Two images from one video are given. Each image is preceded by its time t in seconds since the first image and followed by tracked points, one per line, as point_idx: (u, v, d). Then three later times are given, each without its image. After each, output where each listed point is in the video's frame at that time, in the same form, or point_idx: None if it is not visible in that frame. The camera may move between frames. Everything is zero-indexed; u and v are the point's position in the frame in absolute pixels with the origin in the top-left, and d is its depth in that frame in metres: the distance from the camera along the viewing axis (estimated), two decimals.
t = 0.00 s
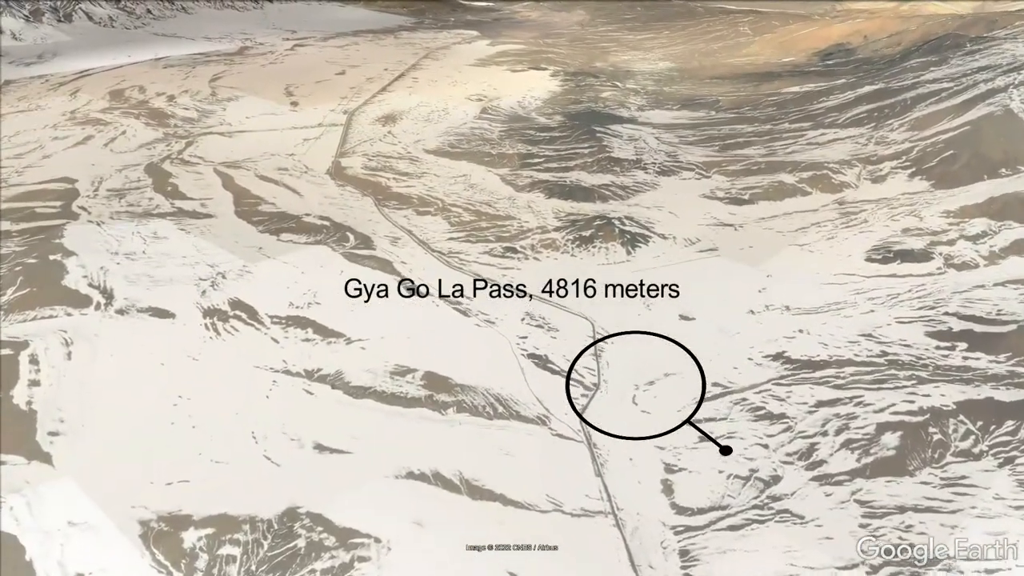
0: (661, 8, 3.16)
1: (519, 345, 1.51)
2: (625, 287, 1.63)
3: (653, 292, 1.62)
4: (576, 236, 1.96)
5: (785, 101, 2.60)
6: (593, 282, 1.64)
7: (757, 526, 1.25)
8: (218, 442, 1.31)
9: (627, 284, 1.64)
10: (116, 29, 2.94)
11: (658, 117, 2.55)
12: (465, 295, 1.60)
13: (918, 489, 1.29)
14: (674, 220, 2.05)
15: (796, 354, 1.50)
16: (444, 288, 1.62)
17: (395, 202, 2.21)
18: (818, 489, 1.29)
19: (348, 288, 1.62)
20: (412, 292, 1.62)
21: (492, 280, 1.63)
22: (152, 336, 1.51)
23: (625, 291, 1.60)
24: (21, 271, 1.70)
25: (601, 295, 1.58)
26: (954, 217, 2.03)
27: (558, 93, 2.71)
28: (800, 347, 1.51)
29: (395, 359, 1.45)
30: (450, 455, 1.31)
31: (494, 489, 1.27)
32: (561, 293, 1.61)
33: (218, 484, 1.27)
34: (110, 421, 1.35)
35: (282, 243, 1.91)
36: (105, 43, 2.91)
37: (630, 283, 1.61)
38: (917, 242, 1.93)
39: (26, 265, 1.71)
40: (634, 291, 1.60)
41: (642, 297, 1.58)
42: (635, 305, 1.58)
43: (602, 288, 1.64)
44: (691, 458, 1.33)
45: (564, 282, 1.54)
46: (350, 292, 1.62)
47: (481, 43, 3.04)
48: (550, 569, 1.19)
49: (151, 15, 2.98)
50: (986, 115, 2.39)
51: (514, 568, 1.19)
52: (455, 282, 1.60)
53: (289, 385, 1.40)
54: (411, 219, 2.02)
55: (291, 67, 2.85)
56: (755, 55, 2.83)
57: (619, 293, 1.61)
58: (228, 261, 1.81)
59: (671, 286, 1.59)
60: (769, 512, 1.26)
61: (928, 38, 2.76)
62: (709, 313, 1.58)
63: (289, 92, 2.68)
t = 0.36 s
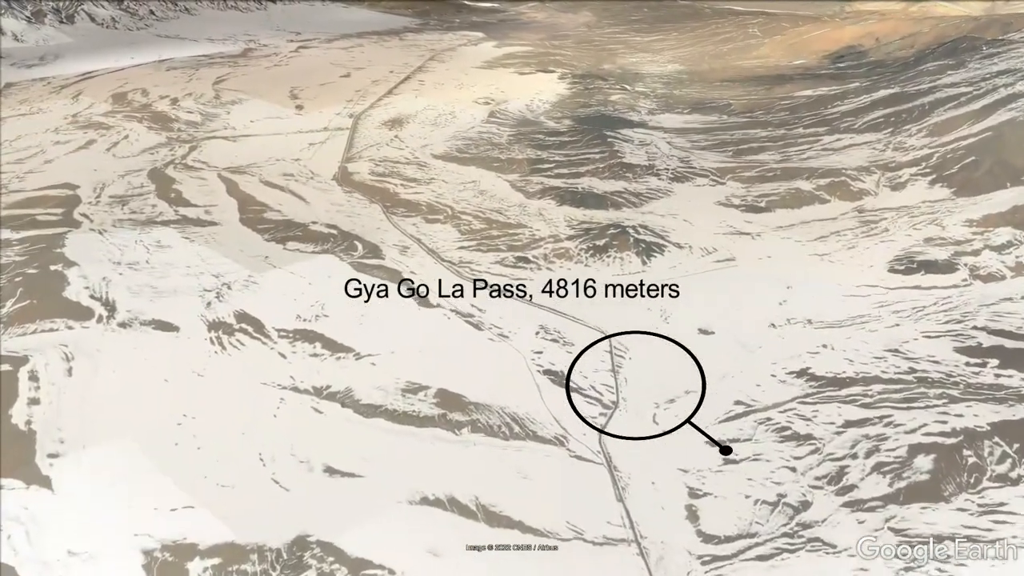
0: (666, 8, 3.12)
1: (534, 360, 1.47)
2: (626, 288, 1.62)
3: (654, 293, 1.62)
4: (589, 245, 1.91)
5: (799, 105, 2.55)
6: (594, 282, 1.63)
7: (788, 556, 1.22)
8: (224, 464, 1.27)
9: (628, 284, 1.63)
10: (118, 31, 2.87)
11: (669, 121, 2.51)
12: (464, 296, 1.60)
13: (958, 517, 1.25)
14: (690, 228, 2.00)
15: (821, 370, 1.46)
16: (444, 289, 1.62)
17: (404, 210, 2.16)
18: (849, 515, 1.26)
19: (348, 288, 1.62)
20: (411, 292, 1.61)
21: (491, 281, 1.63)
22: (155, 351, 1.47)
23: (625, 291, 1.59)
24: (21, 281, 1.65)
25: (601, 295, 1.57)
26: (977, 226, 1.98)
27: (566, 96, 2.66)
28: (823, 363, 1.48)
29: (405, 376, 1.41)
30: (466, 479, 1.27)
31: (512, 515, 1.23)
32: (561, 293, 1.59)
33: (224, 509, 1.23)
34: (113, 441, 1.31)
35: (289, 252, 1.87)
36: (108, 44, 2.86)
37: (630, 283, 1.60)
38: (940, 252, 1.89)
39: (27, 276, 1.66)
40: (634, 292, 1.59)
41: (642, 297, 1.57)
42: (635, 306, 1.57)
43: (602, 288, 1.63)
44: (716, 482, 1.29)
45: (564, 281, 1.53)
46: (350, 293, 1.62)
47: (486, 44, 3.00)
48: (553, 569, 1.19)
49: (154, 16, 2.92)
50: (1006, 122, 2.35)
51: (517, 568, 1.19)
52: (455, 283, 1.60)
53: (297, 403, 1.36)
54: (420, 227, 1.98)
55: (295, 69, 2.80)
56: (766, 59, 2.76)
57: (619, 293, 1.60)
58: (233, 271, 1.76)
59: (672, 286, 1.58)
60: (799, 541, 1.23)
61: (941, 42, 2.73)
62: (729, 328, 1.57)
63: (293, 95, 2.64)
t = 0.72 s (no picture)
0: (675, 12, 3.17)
1: (552, 377, 1.45)
2: (625, 288, 1.71)
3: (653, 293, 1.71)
4: (605, 255, 1.86)
5: (814, 109, 2.50)
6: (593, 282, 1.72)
7: None
8: (233, 490, 1.22)
9: (627, 284, 1.72)
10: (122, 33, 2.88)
11: (681, 125, 2.46)
12: (465, 295, 1.67)
13: (1003, 549, 1.18)
14: (707, 238, 1.95)
15: (849, 388, 1.42)
16: (444, 289, 1.69)
17: (412, 217, 2.08)
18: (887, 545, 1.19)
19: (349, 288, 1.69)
20: (412, 292, 1.68)
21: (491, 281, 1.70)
22: (159, 369, 1.42)
23: (625, 291, 1.69)
24: (23, 294, 1.60)
25: (601, 295, 1.67)
26: (1004, 236, 1.93)
27: (576, 100, 2.62)
28: (851, 380, 1.44)
29: (419, 395, 1.37)
30: (487, 505, 1.22)
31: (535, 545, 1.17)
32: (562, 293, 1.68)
33: (232, 539, 1.17)
34: (116, 465, 1.26)
35: (296, 261, 1.82)
36: (109, 46, 2.83)
37: (630, 283, 1.70)
38: (968, 263, 1.83)
39: (29, 288, 1.62)
40: (634, 292, 1.69)
41: (643, 296, 1.68)
42: (636, 303, 1.66)
43: (601, 288, 1.72)
44: (745, 509, 1.23)
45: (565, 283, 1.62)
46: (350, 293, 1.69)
47: (494, 46, 2.96)
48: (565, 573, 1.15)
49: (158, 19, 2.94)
50: None
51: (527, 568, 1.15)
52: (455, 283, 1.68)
53: (306, 424, 1.31)
54: (431, 236, 1.94)
55: (300, 72, 2.76)
56: (775, 60, 2.76)
57: (619, 293, 1.69)
58: (240, 282, 1.71)
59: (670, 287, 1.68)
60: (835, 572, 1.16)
61: (957, 45, 2.68)
62: (751, 343, 1.54)
63: (299, 98, 2.59)
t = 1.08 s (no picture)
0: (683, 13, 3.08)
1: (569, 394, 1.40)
2: (625, 288, 1.71)
3: (654, 292, 1.70)
4: (622, 266, 1.80)
5: (831, 114, 2.45)
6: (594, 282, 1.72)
7: None
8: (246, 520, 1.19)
9: (628, 284, 1.72)
10: (125, 35, 2.82)
11: (693, 129, 2.40)
12: (464, 295, 1.66)
13: None
14: (726, 248, 1.90)
15: (881, 408, 1.38)
16: (444, 289, 1.69)
17: (422, 225, 2.03)
18: None
19: (348, 288, 1.68)
20: (412, 292, 1.68)
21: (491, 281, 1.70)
22: (164, 386, 1.37)
23: (625, 291, 1.69)
24: (23, 306, 1.56)
25: (602, 295, 1.67)
26: None
27: (586, 103, 2.56)
28: (882, 398, 1.40)
29: (434, 415, 1.33)
30: (506, 535, 1.19)
31: None
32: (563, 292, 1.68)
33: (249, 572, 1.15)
34: (123, 493, 1.22)
35: (305, 271, 1.77)
36: (113, 48, 2.78)
37: (630, 283, 1.69)
38: (996, 275, 1.79)
39: (30, 300, 1.57)
40: (634, 291, 1.69)
41: (643, 296, 1.67)
42: (636, 303, 1.66)
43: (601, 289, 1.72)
44: (778, 538, 1.21)
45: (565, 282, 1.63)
46: (350, 293, 1.68)
47: (501, 48, 2.91)
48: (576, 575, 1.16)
49: (162, 20, 2.89)
50: None
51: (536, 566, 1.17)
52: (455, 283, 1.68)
53: (317, 445, 1.28)
54: (441, 245, 1.89)
55: (306, 74, 2.71)
56: (787, 63, 2.71)
57: (619, 293, 1.69)
58: (246, 293, 1.66)
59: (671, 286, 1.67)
60: None
61: (974, 46, 2.62)
62: (777, 359, 1.49)
63: (305, 102, 2.54)
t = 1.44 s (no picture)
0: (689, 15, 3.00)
1: (587, 412, 1.36)
2: (625, 287, 1.70)
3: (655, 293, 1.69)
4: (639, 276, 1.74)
5: (847, 118, 2.40)
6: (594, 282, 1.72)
7: None
8: (256, 547, 1.16)
9: (628, 284, 1.71)
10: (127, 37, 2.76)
11: (706, 134, 2.35)
12: (464, 295, 1.66)
13: None
14: (745, 257, 1.85)
15: (913, 429, 1.35)
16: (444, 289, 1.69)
17: (432, 233, 1.98)
18: None
19: (349, 289, 1.68)
20: (411, 292, 1.67)
21: (491, 281, 1.69)
22: (170, 404, 1.34)
23: (625, 291, 1.67)
24: (24, 319, 1.51)
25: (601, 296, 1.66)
26: None
27: (596, 107, 2.52)
28: (913, 418, 1.37)
29: (450, 435, 1.30)
30: (512, 544, 1.19)
31: None
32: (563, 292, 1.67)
33: None
34: (127, 519, 1.19)
35: (313, 281, 1.72)
36: (116, 49, 2.73)
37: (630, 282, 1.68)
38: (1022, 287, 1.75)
39: (30, 312, 1.53)
40: (635, 291, 1.68)
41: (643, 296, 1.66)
42: (639, 305, 1.64)
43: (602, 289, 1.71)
44: (810, 568, 1.19)
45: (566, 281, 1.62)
46: (349, 293, 1.67)
47: (508, 50, 2.86)
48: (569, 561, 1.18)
49: (165, 22, 2.82)
50: None
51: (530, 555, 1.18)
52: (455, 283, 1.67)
53: (329, 468, 1.25)
54: (452, 254, 1.84)
55: (311, 77, 2.66)
56: (800, 64, 2.63)
57: (619, 293, 1.68)
58: (253, 305, 1.61)
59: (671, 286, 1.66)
60: None
61: (990, 48, 2.57)
62: (802, 374, 1.44)
63: (311, 105, 2.49)
